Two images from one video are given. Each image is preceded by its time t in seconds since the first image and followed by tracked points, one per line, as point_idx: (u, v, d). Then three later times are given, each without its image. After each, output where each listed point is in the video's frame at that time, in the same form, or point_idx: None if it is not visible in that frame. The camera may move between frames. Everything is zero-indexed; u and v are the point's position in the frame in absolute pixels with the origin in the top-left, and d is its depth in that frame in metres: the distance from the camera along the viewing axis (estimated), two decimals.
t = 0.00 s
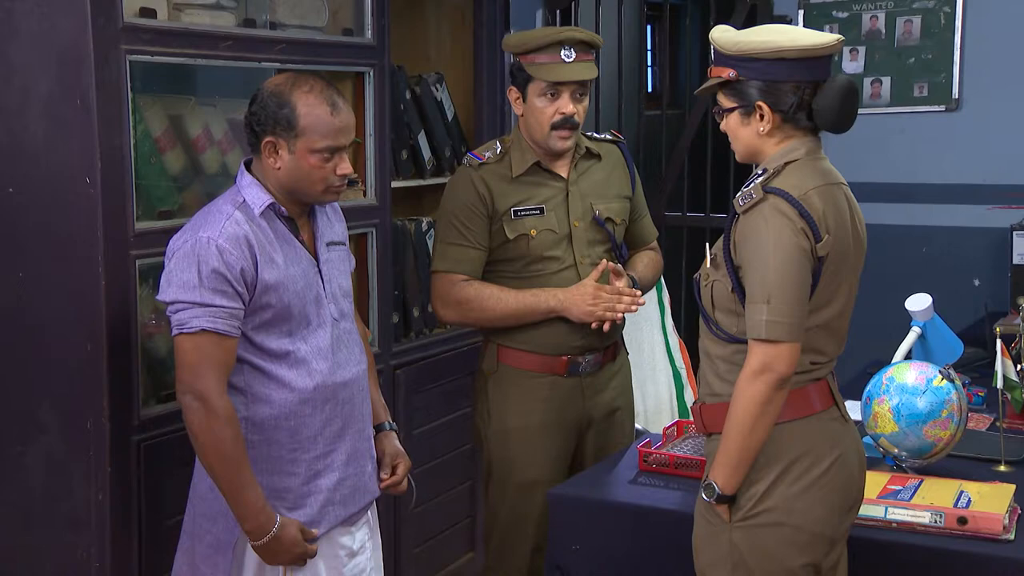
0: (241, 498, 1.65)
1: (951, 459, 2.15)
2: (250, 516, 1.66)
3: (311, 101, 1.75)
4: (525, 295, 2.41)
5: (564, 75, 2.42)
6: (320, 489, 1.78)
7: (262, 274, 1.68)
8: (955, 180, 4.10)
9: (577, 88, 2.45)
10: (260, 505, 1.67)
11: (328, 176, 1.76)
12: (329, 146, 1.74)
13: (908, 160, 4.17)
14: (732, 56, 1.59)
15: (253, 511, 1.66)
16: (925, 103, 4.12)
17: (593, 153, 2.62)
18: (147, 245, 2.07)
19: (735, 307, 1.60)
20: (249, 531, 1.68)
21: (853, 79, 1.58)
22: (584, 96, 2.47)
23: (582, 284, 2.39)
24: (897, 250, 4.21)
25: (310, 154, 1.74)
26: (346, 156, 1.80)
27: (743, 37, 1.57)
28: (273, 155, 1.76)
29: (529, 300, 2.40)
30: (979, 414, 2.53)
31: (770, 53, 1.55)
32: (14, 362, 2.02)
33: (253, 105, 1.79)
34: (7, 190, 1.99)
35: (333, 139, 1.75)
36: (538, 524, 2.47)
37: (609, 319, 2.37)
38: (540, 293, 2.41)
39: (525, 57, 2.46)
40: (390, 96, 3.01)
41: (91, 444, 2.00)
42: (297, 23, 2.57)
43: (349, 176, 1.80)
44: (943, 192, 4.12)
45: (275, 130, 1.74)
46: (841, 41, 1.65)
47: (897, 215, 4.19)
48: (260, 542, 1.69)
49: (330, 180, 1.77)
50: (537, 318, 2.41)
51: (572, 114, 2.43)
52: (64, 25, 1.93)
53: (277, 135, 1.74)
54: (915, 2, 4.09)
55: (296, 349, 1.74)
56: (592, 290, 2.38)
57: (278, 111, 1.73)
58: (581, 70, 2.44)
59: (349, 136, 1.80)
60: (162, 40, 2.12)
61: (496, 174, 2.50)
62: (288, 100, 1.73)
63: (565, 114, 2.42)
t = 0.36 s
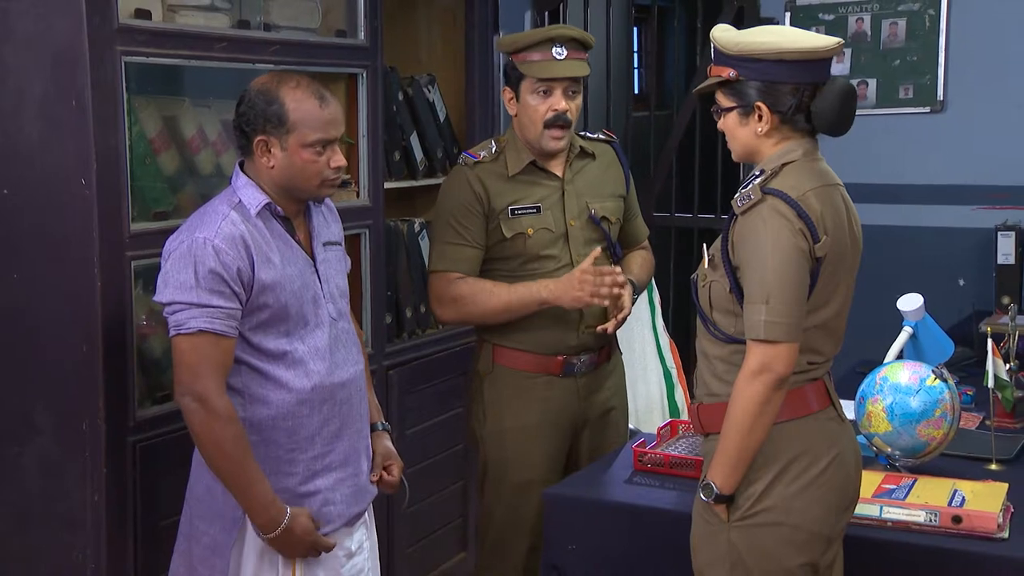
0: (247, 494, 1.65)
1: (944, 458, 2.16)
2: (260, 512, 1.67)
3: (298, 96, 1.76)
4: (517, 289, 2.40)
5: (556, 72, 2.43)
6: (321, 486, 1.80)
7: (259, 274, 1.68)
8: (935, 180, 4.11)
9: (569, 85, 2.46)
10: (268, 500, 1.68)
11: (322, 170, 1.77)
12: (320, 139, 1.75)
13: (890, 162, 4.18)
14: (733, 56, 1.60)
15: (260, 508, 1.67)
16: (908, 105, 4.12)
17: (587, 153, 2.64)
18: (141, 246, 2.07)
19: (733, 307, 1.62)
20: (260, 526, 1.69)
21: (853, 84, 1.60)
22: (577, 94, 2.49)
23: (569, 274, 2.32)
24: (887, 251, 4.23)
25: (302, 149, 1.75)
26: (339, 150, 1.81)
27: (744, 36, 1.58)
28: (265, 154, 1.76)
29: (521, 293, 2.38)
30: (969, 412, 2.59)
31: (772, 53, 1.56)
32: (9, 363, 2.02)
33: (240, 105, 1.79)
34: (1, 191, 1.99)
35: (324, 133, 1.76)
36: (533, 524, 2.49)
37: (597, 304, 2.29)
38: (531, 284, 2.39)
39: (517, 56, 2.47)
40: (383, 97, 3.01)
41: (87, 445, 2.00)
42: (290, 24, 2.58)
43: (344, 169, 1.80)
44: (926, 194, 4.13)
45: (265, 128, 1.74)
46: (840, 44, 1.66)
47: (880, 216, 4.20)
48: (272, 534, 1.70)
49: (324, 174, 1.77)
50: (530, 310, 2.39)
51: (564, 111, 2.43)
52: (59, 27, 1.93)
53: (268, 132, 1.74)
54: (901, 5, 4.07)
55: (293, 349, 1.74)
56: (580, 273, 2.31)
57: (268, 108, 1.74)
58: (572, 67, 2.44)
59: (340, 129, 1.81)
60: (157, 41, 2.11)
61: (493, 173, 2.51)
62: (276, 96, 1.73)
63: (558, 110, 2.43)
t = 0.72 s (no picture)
0: (250, 495, 1.66)
1: (938, 457, 2.18)
2: (263, 511, 1.68)
3: (287, 94, 1.76)
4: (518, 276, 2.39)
5: (550, 74, 2.43)
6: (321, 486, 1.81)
7: (258, 275, 1.69)
8: (922, 180, 4.09)
9: (563, 89, 2.46)
10: (271, 500, 1.69)
11: (316, 166, 1.77)
12: (311, 134, 1.76)
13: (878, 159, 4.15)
14: (733, 58, 1.61)
15: (263, 508, 1.68)
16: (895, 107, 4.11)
17: (584, 155, 2.64)
18: (138, 248, 2.07)
19: (732, 307, 1.63)
20: (262, 526, 1.70)
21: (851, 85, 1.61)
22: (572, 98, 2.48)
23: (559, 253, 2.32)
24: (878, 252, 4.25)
25: (295, 146, 1.75)
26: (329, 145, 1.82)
27: (744, 38, 1.59)
28: (258, 153, 1.76)
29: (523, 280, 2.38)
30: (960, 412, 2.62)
31: (772, 55, 1.57)
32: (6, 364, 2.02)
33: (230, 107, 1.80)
34: None
35: (314, 128, 1.77)
36: (530, 524, 2.50)
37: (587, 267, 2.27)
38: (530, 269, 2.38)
39: (514, 57, 2.49)
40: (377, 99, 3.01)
41: (84, 446, 2.00)
42: (285, 25, 2.59)
43: (336, 165, 1.81)
44: (914, 194, 4.11)
45: (257, 128, 1.74)
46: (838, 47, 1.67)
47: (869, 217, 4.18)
48: (274, 534, 1.71)
49: (318, 170, 1.78)
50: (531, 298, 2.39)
51: (557, 115, 2.44)
52: (56, 28, 1.93)
53: (260, 132, 1.75)
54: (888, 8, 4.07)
55: (293, 350, 1.74)
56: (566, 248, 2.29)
57: (257, 108, 1.74)
58: (566, 71, 2.45)
59: (329, 125, 1.81)
60: (153, 43, 2.11)
61: (489, 173, 2.52)
62: (265, 95, 1.74)
63: (551, 114, 2.44)
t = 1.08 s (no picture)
0: (251, 496, 1.65)
1: (937, 457, 2.18)
2: (263, 512, 1.67)
3: (281, 92, 1.75)
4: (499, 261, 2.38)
5: (527, 78, 2.42)
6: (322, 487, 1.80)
7: (255, 276, 1.68)
8: (918, 181, 4.13)
9: (544, 92, 2.43)
10: (271, 501, 1.68)
11: (313, 164, 1.76)
12: (308, 132, 1.75)
13: (869, 160, 4.21)
14: (734, 57, 1.61)
15: (264, 509, 1.67)
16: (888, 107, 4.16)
17: (583, 155, 2.64)
18: (135, 249, 2.06)
19: (735, 308, 1.63)
20: (263, 527, 1.69)
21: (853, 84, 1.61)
22: (556, 101, 2.45)
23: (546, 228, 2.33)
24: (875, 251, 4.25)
25: (292, 145, 1.74)
26: (326, 143, 1.80)
27: (746, 37, 1.59)
28: (254, 153, 1.75)
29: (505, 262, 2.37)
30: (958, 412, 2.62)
31: (774, 55, 1.57)
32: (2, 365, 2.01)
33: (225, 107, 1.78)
34: None
35: (310, 126, 1.75)
36: (528, 525, 2.50)
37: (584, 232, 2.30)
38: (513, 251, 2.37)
39: (503, 58, 2.49)
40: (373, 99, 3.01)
41: (81, 448, 1.98)
42: (282, 25, 2.58)
43: (334, 163, 1.80)
44: (911, 194, 4.15)
45: (253, 127, 1.73)
46: (842, 46, 1.67)
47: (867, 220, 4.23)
48: (275, 535, 1.70)
49: (315, 168, 1.77)
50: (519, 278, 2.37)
51: (537, 117, 2.43)
52: (53, 28, 1.92)
53: (256, 131, 1.73)
54: (880, 8, 4.11)
55: (291, 351, 1.73)
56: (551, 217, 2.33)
57: (252, 107, 1.73)
58: (544, 74, 2.41)
59: (326, 123, 1.80)
60: (150, 42, 2.10)
61: (486, 173, 2.51)
62: (260, 94, 1.73)
63: (530, 117, 2.43)
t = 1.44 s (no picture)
0: (253, 497, 1.64)
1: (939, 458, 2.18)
2: (265, 513, 1.66)
3: (280, 91, 1.73)
4: (514, 295, 2.42)
5: (524, 78, 2.40)
6: (324, 487, 1.79)
7: (254, 277, 1.66)
8: (912, 180, 4.25)
9: (540, 93, 2.42)
10: (274, 502, 1.67)
11: (311, 163, 1.74)
12: (306, 132, 1.73)
13: (863, 159, 4.31)
14: (739, 56, 1.59)
15: (267, 510, 1.66)
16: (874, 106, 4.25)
17: (581, 154, 2.62)
18: (132, 250, 2.04)
19: (739, 309, 1.62)
20: (265, 528, 1.68)
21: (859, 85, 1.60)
22: (552, 102, 2.43)
23: (571, 285, 2.39)
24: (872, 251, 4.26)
25: (291, 144, 1.72)
26: (326, 143, 1.79)
27: (751, 36, 1.58)
28: (253, 152, 1.73)
29: (518, 300, 2.40)
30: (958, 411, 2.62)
31: (780, 55, 1.56)
32: None
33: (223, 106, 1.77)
34: None
35: (308, 125, 1.74)
36: (526, 527, 2.48)
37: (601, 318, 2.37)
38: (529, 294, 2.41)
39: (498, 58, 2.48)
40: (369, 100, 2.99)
41: (77, 451, 1.97)
42: (278, 24, 2.56)
43: (333, 162, 1.78)
44: (906, 192, 4.26)
45: (252, 125, 1.72)
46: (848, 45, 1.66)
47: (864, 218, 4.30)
48: (278, 536, 1.69)
49: (315, 168, 1.75)
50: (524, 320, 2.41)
51: (533, 118, 2.41)
52: (50, 27, 1.91)
53: (254, 130, 1.72)
54: (875, 7, 4.21)
55: (290, 352, 1.72)
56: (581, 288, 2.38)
57: (250, 105, 1.72)
58: (540, 74, 2.40)
59: (325, 122, 1.78)
60: (146, 41, 2.08)
61: (484, 173, 2.50)
62: (259, 92, 1.71)
63: (526, 118, 2.41)
